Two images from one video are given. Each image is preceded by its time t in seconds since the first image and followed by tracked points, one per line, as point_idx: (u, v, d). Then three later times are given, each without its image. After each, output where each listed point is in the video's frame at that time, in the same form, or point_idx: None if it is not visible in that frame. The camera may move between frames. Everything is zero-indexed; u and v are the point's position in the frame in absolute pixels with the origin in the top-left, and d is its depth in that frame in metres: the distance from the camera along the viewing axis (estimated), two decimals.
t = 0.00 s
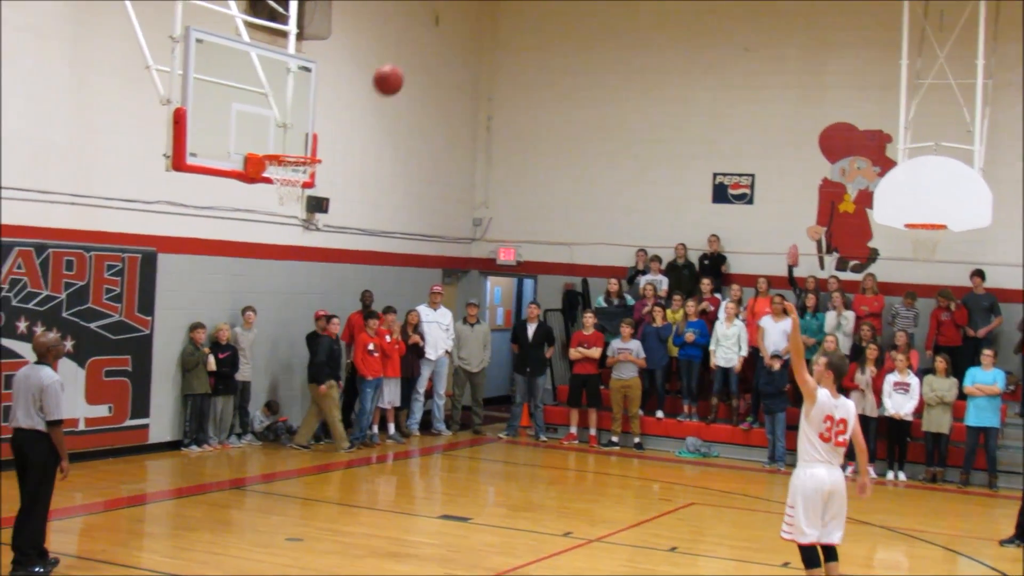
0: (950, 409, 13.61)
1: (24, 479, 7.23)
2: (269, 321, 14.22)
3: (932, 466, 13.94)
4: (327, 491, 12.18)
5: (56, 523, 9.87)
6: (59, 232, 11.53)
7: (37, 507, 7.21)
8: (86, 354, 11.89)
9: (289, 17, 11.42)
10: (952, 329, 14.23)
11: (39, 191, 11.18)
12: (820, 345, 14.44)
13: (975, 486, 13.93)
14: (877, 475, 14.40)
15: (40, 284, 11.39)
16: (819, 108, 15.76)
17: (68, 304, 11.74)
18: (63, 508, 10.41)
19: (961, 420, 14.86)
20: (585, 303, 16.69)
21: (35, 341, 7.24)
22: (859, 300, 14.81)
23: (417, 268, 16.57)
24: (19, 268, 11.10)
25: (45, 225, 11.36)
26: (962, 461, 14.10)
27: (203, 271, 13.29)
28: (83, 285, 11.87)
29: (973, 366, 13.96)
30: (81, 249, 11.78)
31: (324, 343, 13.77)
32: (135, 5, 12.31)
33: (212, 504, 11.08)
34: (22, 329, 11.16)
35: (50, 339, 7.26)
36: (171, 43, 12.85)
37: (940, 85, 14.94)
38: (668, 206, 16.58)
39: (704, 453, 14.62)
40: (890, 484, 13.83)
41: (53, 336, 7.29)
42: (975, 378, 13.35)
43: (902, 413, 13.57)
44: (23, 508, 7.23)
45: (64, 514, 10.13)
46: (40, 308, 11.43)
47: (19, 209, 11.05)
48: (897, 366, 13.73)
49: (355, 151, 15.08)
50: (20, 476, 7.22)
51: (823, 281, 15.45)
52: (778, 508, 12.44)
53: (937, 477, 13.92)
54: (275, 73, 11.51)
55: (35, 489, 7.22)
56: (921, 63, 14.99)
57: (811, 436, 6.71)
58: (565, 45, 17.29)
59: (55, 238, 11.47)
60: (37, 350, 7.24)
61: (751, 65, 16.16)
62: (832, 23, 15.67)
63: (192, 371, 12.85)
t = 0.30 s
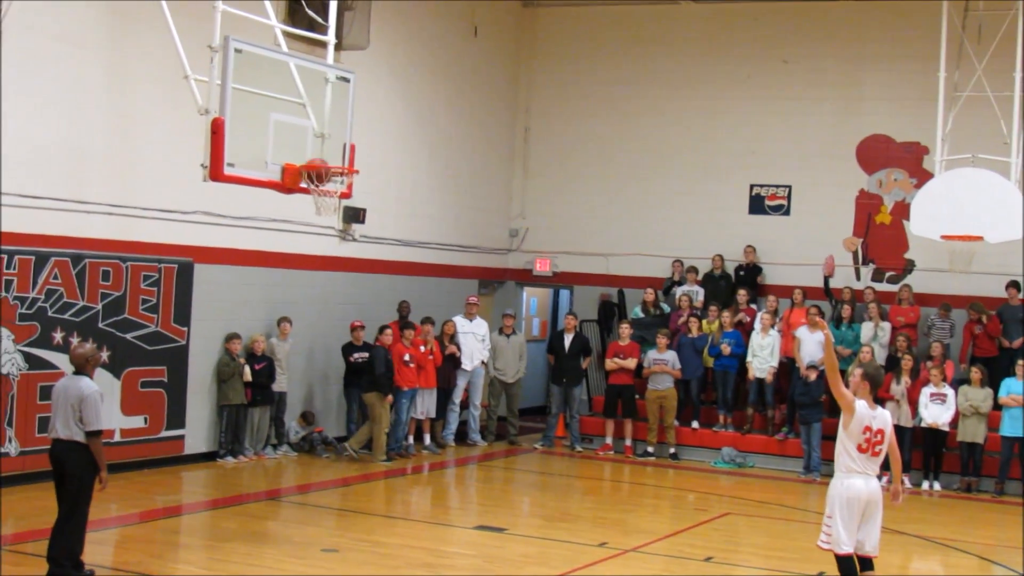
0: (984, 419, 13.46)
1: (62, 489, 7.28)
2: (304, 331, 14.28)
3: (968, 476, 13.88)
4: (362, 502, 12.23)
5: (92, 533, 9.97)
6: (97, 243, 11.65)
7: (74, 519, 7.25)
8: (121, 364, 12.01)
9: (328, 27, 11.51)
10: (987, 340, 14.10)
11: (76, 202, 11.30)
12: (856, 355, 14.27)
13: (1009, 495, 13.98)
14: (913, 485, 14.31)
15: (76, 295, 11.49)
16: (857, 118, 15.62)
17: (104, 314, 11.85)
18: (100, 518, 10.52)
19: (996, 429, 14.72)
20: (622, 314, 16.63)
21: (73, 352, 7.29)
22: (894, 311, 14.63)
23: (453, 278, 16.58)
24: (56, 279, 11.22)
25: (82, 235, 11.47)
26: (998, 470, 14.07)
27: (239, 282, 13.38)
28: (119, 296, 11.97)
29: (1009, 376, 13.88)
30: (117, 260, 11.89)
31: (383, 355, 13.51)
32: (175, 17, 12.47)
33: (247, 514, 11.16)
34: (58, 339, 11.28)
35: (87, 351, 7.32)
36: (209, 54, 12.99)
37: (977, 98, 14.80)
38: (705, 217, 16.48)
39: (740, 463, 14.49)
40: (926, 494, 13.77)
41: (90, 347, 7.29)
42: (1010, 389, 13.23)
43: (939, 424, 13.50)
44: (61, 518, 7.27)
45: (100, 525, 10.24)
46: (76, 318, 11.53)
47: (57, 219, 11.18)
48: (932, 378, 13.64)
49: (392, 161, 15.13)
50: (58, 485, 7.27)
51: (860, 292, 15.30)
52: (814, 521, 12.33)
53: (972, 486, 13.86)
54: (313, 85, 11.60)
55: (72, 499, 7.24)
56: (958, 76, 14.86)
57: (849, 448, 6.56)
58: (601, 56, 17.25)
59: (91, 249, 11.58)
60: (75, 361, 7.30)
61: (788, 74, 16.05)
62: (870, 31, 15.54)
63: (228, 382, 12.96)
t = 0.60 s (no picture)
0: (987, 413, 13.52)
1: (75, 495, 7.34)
2: (307, 336, 14.28)
3: (971, 469, 13.90)
4: (367, 505, 12.24)
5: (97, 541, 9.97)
6: (97, 251, 11.64)
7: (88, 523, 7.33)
8: (124, 372, 12.01)
9: (326, 32, 11.50)
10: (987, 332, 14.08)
11: (76, 210, 11.31)
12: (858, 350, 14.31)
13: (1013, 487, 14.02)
14: (917, 479, 14.31)
15: (77, 304, 11.48)
16: (856, 114, 15.62)
17: (106, 322, 11.84)
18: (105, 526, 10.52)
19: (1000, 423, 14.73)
20: (624, 312, 16.64)
21: (86, 362, 7.42)
22: (896, 306, 14.63)
23: (454, 280, 16.58)
24: (57, 287, 11.23)
25: (82, 243, 11.46)
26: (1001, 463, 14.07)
27: (241, 287, 13.38)
28: (121, 304, 11.96)
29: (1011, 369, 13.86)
30: (118, 267, 11.88)
31: (401, 358, 13.46)
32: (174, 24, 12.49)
33: (252, 519, 11.17)
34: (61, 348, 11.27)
35: (99, 361, 7.45)
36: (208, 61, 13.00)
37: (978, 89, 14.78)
38: (706, 215, 16.49)
39: (744, 460, 14.49)
40: (930, 488, 13.78)
41: (103, 355, 7.43)
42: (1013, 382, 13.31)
43: (943, 417, 13.47)
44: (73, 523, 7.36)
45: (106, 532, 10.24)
46: (77, 326, 11.53)
47: (57, 229, 11.19)
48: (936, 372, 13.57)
49: (392, 164, 15.13)
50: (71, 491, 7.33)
51: (862, 288, 15.31)
52: (818, 517, 12.34)
53: (976, 479, 13.89)
54: (312, 90, 11.61)
55: (86, 503, 7.33)
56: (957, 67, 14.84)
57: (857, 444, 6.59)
58: (599, 55, 17.25)
59: (92, 257, 11.57)
60: (88, 371, 7.44)
61: (786, 71, 16.06)
62: (868, 26, 15.55)
63: (231, 388, 12.98)
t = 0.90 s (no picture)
0: (989, 406, 13.56)
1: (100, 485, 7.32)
2: (309, 333, 14.28)
3: (972, 463, 13.93)
4: (369, 501, 12.26)
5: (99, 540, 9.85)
6: (98, 248, 11.63)
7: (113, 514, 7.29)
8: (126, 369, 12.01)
9: (327, 28, 11.50)
10: (988, 327, 14.17)
11: (77, 207, 11.30)
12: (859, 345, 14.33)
13: (1014, 481, 14.04)
14: (918, 474, 14.34)
15: (79, 300, 11.48)
16: (857, 109, 15.62)
17: (108, 319, 11.83)
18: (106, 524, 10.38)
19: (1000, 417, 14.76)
20: (625, 307, 16.60)
21: (121, 361, 7.51)
22: (898, 300, 14.66)
23: (455, 276, 16.58)
24: (58, 284, 11.22)
25: (84, 240, 11.47)
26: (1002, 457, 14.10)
27: (242, 284, 13.37)
28: (122, 300, 11.95)
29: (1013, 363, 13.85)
30: (120, 264, 11.87)
31: (419, 353, 13.49)
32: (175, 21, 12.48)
33: (254, 516, 11.17)
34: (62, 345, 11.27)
35: (134, 360, 7.53)
36: (209, 57, 12.99)
37: (977, 84, 14.78)
38: (707, 211, 16.50)
39: (745, 455, 14.52)
40: (931, 482, 13.82)
41: (139, 356, 7.57)
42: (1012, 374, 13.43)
43: (944, 413, 13.60)
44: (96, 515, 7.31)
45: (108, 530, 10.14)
46: (79, 323, 11.52)
47: (57, 225, 11.18)
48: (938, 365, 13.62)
49: (393, 161, 15.10)
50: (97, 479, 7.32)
51: (863, 282, 15.31)
52: (818, 511, 12.42)
53: (977, 473, 13.92)
54: (313, 86, 11.61)
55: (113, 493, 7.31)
56: (957, 63, 14.83)
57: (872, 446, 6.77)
58: (600, 51, 17.24)
59: (93, 254, 11.57)
60: (123, 369, 7.51)
61: (786, 66, 16.05)
62: (868, 21, 15.54)
63: (233, 384, 12.98)
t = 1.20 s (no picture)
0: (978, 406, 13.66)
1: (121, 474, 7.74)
2: (300, 331, 14.26)
3: (961, 462, 13.96)
4: (359, 500, 12.25)
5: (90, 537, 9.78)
6: (87, 246, 11.60)
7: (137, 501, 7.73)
8: (115, 368, 11.98)
9: (318, 26, 11.49)
10: (978, 326, 14.25)
11: (67, 205, 11.28)
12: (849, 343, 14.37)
13: (1003, 480, 14.07)
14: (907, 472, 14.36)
15: (68, 299, 11.45)
16: (848, 108, 15.63)
17: (97, 318, 11.80)
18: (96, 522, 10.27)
19: (988, 415, 14.80)
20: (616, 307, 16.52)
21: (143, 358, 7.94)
22: (887, 299, 14.68)
23: (446, 274, 16.56)
24: (47, 283, 11.18)
25: (73, 239, 11.43)
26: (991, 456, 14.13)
27: (231, 282, 13.34)
28: (112, 299, 11.92)
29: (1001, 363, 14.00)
30: (110, 263, 11.84)
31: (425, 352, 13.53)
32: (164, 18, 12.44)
33: (244, 515, 11.15)
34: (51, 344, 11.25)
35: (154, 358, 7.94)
36: (199, 55, 12.96)
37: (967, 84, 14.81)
38: (698, 210, 16.50)
39: (735, 454, 14.50)
40: (920, 481, 13.84)
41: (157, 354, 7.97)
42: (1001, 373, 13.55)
43: (935, 413, 13.62)
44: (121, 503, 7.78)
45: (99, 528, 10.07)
46: (68, 322, 11.49)
47: (47, 224, 11.15)
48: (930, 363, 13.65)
49: (384, 159, 15.07)
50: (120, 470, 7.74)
51: (853, 281, 15.33)
52: (806, 510, 12.47)
53: (967, 472, 13.94)
54: (303, 83, 11.60)
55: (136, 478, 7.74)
56: (947, 62, 14.85)
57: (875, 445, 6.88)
58: (591, 50, 17.24)
59: (83, 252, 11.54)
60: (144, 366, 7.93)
61: (777, 65, 16.06)
62: (859, 20, 15.55)
63: (223, 383, 12.96)
